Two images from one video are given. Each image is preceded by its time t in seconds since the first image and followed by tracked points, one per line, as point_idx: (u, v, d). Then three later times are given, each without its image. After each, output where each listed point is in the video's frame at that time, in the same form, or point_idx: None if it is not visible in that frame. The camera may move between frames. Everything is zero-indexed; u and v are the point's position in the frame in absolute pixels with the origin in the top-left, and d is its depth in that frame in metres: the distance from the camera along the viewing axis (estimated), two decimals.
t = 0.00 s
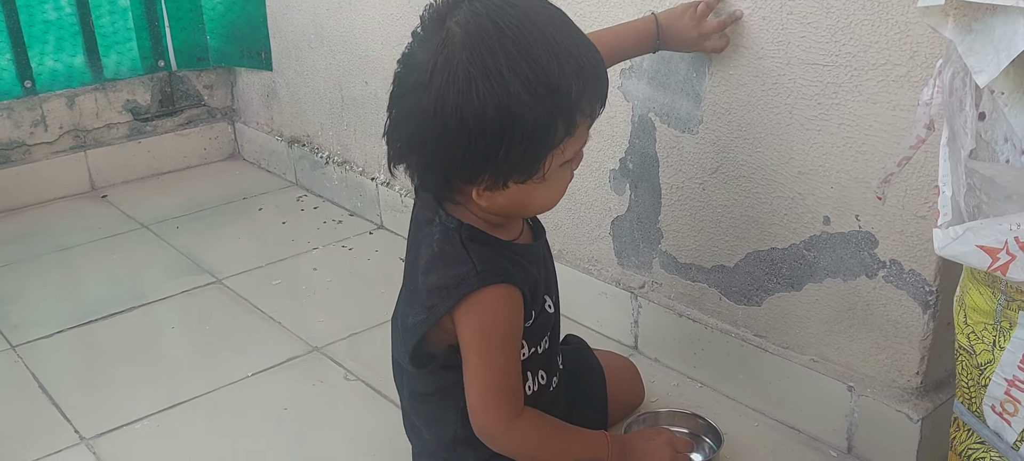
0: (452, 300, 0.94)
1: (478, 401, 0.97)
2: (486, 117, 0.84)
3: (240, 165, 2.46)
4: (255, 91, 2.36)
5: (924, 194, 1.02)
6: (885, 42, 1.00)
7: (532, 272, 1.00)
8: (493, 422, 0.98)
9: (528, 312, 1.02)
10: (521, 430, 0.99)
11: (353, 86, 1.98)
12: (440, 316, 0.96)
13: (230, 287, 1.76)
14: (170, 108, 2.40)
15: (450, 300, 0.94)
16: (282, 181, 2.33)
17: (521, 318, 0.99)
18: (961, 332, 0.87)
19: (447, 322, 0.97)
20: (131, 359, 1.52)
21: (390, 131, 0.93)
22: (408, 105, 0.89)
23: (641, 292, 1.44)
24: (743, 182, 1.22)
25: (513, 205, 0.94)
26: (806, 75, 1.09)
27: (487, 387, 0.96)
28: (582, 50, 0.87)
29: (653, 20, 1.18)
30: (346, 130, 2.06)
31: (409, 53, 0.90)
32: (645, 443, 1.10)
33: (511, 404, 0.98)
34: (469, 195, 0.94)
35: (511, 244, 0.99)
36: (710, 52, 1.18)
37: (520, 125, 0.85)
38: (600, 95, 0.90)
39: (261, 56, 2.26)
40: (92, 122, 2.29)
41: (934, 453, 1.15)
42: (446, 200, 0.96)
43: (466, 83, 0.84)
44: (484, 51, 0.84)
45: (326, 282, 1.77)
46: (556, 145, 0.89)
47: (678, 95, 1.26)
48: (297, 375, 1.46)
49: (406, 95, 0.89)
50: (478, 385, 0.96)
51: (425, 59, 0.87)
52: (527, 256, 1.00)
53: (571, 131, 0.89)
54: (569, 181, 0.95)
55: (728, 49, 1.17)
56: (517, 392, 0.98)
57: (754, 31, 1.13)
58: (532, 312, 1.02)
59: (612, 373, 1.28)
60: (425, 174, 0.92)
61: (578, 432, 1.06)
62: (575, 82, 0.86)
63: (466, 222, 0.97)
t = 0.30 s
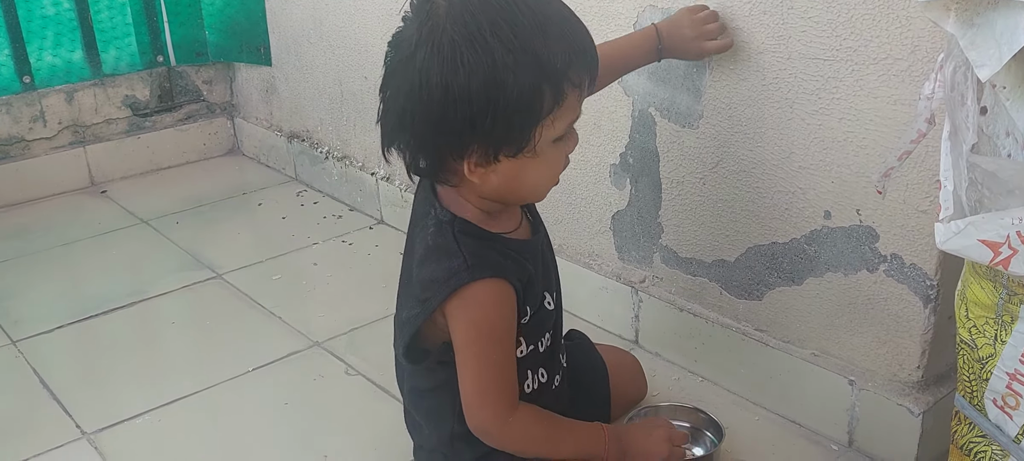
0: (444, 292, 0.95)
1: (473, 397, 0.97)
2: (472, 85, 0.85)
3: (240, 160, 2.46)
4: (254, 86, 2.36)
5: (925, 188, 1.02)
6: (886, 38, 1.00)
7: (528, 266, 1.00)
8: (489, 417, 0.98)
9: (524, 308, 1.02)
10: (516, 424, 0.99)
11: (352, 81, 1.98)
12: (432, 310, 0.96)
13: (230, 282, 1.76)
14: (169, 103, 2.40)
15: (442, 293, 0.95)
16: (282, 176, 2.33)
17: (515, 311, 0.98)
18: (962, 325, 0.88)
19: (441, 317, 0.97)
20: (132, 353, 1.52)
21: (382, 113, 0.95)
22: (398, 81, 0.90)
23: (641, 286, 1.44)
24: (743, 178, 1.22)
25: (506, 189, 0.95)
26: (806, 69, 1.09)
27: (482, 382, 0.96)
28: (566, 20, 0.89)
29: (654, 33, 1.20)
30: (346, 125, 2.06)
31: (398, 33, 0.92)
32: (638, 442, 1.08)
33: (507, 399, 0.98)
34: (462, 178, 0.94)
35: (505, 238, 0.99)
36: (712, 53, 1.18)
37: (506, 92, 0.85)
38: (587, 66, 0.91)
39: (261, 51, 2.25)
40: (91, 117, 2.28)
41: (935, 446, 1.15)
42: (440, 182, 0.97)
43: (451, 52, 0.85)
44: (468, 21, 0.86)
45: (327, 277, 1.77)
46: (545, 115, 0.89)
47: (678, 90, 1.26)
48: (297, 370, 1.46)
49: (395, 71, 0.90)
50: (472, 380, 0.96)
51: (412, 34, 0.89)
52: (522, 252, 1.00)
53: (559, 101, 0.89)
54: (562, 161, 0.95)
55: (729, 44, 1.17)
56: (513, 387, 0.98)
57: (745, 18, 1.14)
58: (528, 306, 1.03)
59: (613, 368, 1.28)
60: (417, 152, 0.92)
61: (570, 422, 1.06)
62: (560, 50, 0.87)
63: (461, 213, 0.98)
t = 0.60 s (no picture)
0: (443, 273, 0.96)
1: (505, 371, 0.99)
2: (479, 37, 0.90)
3: (240, 157, 2.46)
4: (254, 82, 2.36)
5: (925, 184, 1.02)
6: (887, 34, 1.00)
7: (526, 250, 1.02)
8: (527, 385, 0.99)
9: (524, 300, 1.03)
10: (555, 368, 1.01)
11: (352, 78, 1.98)
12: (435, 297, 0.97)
13: (230, 278, 1.76)
14: (169, 100, 2.39)
15: (440, 278, 0.96)
16: (282, 173, 2.33)
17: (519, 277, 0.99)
18: (962, 322, 0.88)
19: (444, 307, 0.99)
20: (132, 350, 1.52)
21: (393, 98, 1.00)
22: (407, 59, 0.96)
23: (641, 282, 1.44)
24: (743, 173, 1.21)
25: (514, 158, 0.98)
26: (806, 65, 1.09)
27: (508, 355, 0.98)
28: None
29: (601, 97, 1.26)
30: (346, 122, 2.06)
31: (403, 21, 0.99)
32: (597, 254, 1.03)
33: (538, 359, 0.99)
34: (472, 151, 0.98)
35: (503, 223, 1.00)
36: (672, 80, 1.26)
37: (511, 43, 0.91)
38: (587, 30, 0.97)
39: (261, 48, 2.25)
40: (91, 114, 2.28)
41: (935, 442, 1.15)
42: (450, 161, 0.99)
43: (456, 12, 0.92)
44: None
45: (326, 274, 1.77)
46: (550, 71, 0.94)
47: (678, 86, 1.26)
48: (297, 366, 1.46)
49: (404, 47, 0.96)
50: (499, 353, 0.98)
51: (417, 8, 0.95)
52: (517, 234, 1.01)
53: (563, 58, 0.94)
54: (572, 131, 1.00)
55: (729, 40, 1.17)
56: (541, 344, 0.99)
57: (743, 12, 1.14)
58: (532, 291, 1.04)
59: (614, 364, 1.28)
60: (428, 123, 0.96)
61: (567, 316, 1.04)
62: (559, 8, 0.94)
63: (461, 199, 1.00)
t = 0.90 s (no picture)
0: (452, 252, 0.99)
1: (539, 336, 1.02)
2: (450, 32, 0.92)
3: (242, 155, 2.46)
4: (256, 81, 2.36)
5: (927, 182, 1.02)
6: (890, 33, 1.00)
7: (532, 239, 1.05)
8: (566, 342, 1.02)
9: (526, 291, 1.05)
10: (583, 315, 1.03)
11: (355, 76, 1.98)
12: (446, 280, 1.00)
13: (233, 276, 1.77)
14: (171, 99, 2.39)
15: (450, 258, 0.99)
16: (284, 171, 2.33)
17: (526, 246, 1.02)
18: (963, 319, 0.88)
19: (456, 293, 1.01)
20: (135, 347, 1.53)
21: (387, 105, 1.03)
22: (390, 65, 0.99)
23: (643, 280, 1.44)
24: (745, 171, 1.22)
25: (510, 142, 1.00)
26: (808, 63, 1.09)
27: (535, 319, 1.01)
28: None
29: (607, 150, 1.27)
30: (348, 120, 2.06)
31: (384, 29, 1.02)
32: (586, 201, 1.08)
33: (565, 314, 1.02)
34: (466, 142, 1.00)
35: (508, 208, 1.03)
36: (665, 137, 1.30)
37: (482, 34, 0.92)
38: (560, 6, 0.98)
39: (263, 46, 2.25)
40: (93, 112, 2.29)
41: (936, 439, 1.16)
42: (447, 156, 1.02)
43: (425, 12, 0.94)
44: None
45: (329, 271, 1.78)
46: (527, 53, 0.95)
47: (681, 84, 1.26)
48: (300, 364, 1.47)
49: (385, 52, 0.99)
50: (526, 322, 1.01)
51: (392, 14, 0.98)
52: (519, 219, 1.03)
53: (539, 38, 0.95)
54: (563, 107, 1.01)
55: (731, 38, 1.17)
56: (564, 300, 1.02)
57: (746, 10, 1.14)
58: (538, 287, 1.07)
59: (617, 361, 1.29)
60: (420, 121, 0.99)
61: (578, 270, 1.07)
62: None
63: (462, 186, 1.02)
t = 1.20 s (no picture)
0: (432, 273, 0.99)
1: (490, 370, 1.03)
2: (484, 73, 0.92)
3: (242, 162, 2.47)
4: (256, 89, 2.37)
5: (920, 190, 1.03)
6: (883, 42, 1.01)
7: (505, 266, 1.07)
8: (515, 380, 1.04)
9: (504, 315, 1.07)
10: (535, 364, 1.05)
11: (354, 84, 1.99)
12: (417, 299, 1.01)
13: (232, 283, 1.78)
14: (171, 106, 2.40)
15: (424, 282, 1.00)
16: (284, 178, 2.34)
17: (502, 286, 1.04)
18: (955, 326, 0.89)
19: (425, 312, 1.02)
20: (135, 355, 1.53)
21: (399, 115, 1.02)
22: (413, 82, 0.98)
23: (641, 287, 1.45)
24: (741, 180, 1.23)
25: (510, 180, 1.02)
26: (802, 73, 1.10)
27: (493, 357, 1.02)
28: (572, 22, 0.98)
29: (606, 162, 1.31)
30: (347, 128, 2.07)
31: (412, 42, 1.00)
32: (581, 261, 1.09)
33: (522, 356, 1.03)
34: (468, 173, 1.01)
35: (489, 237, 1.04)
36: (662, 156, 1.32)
37: (511, 81, 0.93)
38: (592, 61, 0.99)
39: (263, 54, 2.26)
40: (93, 120, 2.29)
41: (931, 446, 1.16)
42: (446, 179, 1.03)
43: (463, 43, 0.93)
44: (480, 17, 0.94)
45: (328, 279, 1.78)
46: (551, 105, 0.96)
47: (677, 93, 1.27)
48: (299, 371, 1.47)
49: (411, 66, 0.98)
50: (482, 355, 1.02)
51: (428, 31, 0.97)
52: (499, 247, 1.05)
53: (564, 94, 0.97)
54: (569, 159, 1.02)
55: (727, 47, 1.18)
56: (522, 343, 1.04)
57: (741, 20, 1.15)
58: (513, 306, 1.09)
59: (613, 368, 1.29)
60: (428, 144, 0.99)
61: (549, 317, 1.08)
62: (563, 44, 0.96)
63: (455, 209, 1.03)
